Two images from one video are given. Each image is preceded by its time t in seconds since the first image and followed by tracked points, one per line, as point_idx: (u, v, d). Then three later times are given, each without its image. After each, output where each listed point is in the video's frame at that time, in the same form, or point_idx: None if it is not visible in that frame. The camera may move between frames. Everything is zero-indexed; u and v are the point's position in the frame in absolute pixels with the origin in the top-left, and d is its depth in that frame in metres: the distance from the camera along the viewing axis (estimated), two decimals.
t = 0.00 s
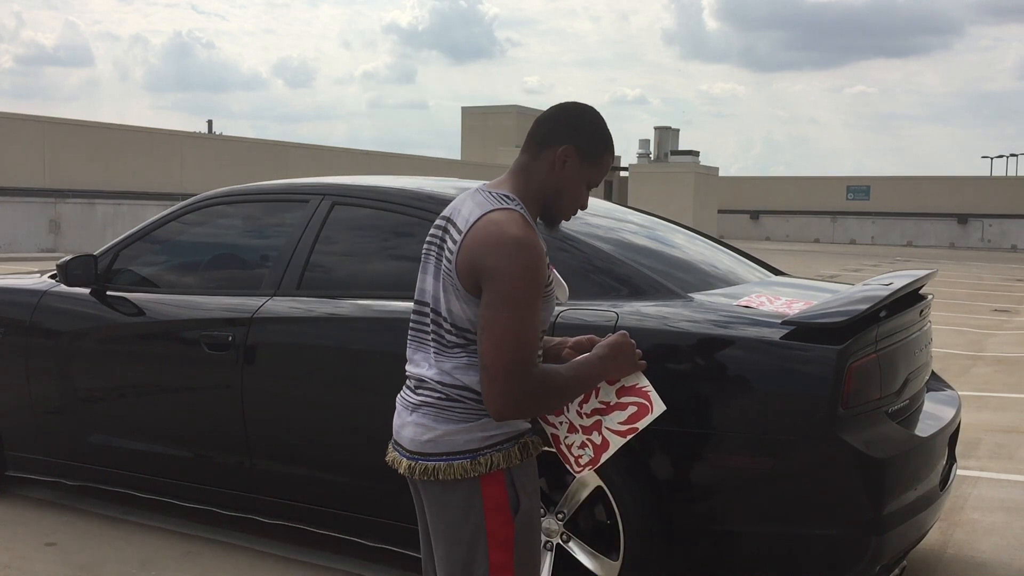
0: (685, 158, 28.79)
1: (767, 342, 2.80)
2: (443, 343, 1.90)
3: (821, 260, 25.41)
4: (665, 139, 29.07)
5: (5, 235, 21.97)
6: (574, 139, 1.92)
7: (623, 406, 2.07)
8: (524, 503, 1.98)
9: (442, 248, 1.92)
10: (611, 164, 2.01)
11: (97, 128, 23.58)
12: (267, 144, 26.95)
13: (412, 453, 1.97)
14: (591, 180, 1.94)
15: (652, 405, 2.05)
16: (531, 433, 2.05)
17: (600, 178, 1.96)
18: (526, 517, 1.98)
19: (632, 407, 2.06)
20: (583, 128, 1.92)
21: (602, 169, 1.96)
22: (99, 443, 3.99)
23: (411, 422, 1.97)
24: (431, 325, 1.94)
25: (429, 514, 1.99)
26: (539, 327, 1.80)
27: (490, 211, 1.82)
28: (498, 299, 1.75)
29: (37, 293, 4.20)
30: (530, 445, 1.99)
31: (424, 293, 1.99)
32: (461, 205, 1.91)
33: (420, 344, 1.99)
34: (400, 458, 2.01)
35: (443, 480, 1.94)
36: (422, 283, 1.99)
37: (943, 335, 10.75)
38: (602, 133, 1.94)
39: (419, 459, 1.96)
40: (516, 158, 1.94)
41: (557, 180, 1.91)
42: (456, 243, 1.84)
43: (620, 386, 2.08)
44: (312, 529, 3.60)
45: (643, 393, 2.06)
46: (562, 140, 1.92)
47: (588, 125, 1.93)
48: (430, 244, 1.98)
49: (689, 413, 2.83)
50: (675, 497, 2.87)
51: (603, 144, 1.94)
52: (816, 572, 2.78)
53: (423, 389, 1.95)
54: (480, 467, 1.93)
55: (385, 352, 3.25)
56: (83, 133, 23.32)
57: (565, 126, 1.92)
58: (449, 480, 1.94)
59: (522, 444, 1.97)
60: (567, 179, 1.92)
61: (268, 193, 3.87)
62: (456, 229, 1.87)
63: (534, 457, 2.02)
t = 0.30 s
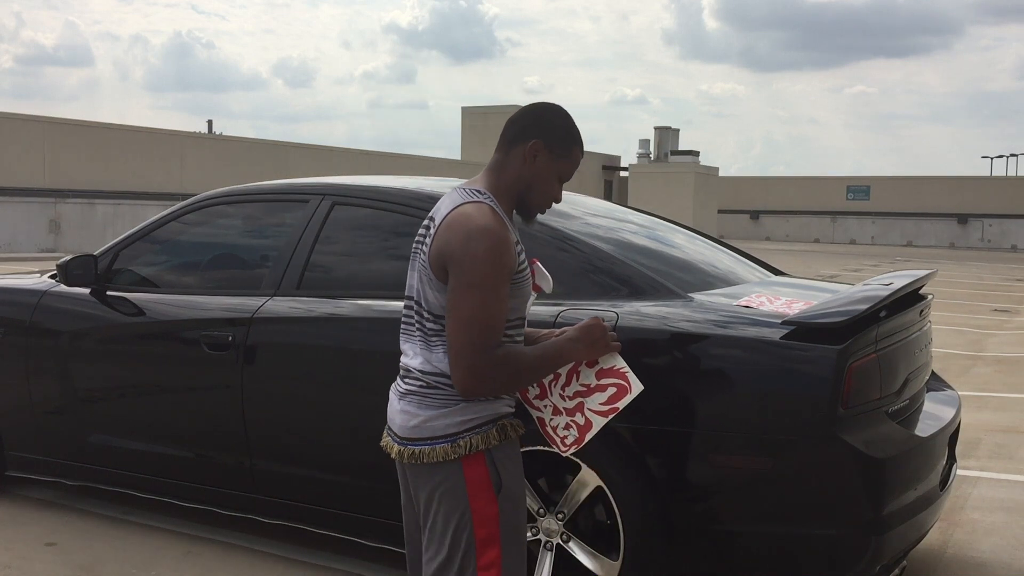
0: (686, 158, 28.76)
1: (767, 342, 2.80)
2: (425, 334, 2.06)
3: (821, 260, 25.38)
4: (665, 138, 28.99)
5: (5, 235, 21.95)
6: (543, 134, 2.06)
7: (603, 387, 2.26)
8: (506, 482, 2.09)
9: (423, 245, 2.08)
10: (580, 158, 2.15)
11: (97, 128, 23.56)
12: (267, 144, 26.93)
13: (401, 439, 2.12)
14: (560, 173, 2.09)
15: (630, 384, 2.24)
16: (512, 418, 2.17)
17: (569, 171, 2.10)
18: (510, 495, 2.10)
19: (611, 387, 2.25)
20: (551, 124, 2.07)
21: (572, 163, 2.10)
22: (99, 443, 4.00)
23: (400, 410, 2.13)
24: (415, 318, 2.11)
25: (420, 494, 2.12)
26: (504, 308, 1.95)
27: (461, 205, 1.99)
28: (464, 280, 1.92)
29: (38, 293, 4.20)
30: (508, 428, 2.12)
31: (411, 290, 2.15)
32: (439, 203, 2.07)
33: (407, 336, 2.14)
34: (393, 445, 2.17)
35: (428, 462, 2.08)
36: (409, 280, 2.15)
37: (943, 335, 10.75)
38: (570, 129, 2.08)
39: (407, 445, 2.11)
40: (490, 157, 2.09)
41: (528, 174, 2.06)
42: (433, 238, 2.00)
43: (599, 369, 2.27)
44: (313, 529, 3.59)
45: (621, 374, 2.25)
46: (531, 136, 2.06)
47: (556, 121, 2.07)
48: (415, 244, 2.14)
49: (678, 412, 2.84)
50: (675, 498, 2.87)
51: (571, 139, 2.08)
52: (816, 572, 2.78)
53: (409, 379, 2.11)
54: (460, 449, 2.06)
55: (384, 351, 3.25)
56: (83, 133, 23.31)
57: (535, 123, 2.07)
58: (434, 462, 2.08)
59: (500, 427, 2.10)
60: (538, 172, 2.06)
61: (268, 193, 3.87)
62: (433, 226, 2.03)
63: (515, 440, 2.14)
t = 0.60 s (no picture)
0: (686, 158, 28.77)
1: (767, 342, 2.80)
2: (423, 330, 2.07)
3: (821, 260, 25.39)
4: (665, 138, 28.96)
5: (5, 235, 21.95)
6: (530, 131, 2.06)
7: (601, 373, 2.27)
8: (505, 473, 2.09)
9: (416, 243, 2.08)
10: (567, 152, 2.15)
11: (97, 128, 23.56)
12: (267, 144, 26.93)
13: (402, 433, 2.12)
14: (549, 169, 2.09)
15: (627, 368, 2.26)
16: (510, 410, 2.17)
17: (558, 167, 2.10)
18: (509, 486, 2.10)
19: (609, 373, 2.27)
20: (537, 121, 2.07)
21: (560, 158, 2.10)
22: (99, 443, 3.99)
23: (400, 405, 2.13)
24: (411, 314, 2.11)
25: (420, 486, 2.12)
26: (502, 302, 1.96)
27: (453, 203, 1.99)
28: (461, 277, 1.92)
29: (38, 293, 4.20)
30: (506, 421, 2.12)
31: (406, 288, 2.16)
32: (431, 202, 2.08)
33: (405, 333, 2.15)
34: (394, 440, 2.17)
35: (428, 455, 2.08)
36: (404, 278, 2.16)
37: (942, 335, 10.75)
38: (556, 125, 2.09)
39: (408, 439, 2.11)
40: (479, 155, 2.09)
41: (518, 171, 2.06)
42: (427, 235, 2.00)
43: (595, 355, 2.27)
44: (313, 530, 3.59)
45: (618, 359, 2.26)
46: (519, 134, 2.06)
47: (542, 118, 2.07)
48: (409, 242, 2.14)
49: (676, 411, 2.84)
50: (675, 497, 2.87)
51: (557, 135, 2.08)
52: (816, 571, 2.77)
53: (408, 374, 2.12)
54: (459, 441, 2.06)
55: (384, 351, 3.25)
56: (83, 133, 23.31)
57: (521, 120, 2.07)
58: (433, 455, 2.08)
59: (499, 418, 2.10)
60: (528, 169, 2.06)
61: (268, 193, 3.87)
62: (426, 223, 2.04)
63: (513, 431, 2.14)
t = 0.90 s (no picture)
0: (686, 158, 28.76)
1: (767, 342, 2.80)
2: (422, 327, 2.07)
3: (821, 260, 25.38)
4: (665, 138, 28.95)
5: (5, 235, 21.95)
6: (528, 131, 2.06)
7: (604, 368, 2.27)
8: (507, 469, 2.09)
9: (416, 241, 2.09)
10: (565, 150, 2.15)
11: (97, 128, 23.56)
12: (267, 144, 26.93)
13: (402, 430, 2.13)
14: (547, 168, 2.09)
15: (631, 362, 2.26)
16: (509, 406, 2.17)
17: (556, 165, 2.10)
18: (510, 482, 2.09)
19: (613, 367, 2.27)
20: (535, 120, 2.07)
21: (558, 157, 2.10)
22: (99, 443, 4.00)
23: (400, 402, 2.14)
24: (411, 312, 2.11)
25: (421, 484, 2.13)
26: (502, 299, 1.95)
27: (452, 202, 1.99)
28: (460, 275, 1.92)
29: (38, 293, 4.20)
30: (506, 417, 2.11)
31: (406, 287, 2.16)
32: (430, 201, 2.08)
33: (405, 331, 2.15)
34: (394, 436, 2.17)
35: (428, 451, 2.09)
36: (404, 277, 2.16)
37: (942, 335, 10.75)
38: (554, 123, 2.08)
39: (408, 435, 2.12)
40: (477, 154, 2.09)
41: (516, 170, 2.06)
42: (426, 234, 2.01)
43: (598, 350, 2.28)
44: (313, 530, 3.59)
45: (621, 354, 2.27)
46: (517, 133, 2.06)
47: (540, 117, 2.07)
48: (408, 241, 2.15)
49: (675, 410, 2.85)
50: (675, 497, 2.87)
51: (555, 134, 2.08)
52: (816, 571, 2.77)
53: (408, 372, 2.12)
54: (459, 437, 2.06)
55: (384, 351, 3.25)
56: (83, 133, 23.31)
57: (519, 120, 2.06)
58: (434, 451, 2.08)
59: (499, 414, 2.10)
60: (526, 167, 2.06)
61: (268, 193, 3.87)
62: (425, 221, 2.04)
63: (512, 427, 2.14)
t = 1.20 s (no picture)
0: (686, 158, 28.76)
1: (767, 342, 2.80)
2: (421, 326, 2.07)
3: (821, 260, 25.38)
4: (665, 138, 28.95)
5: (5, 235, 21.95)
6: (527, 131, 2.06)
7: (602, 370, 2.27)
8: (505, 468, 2.09)
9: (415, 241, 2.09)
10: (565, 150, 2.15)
11: (97, 128, 23.56)
12: (267, 144, 26.93)
13: (399, 429, 2.13)
14: (546, 167, 2.09)
15: (629, 365, 2.26)
16: (507, 406, 2.17)
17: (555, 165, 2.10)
18: (509, 481, 2.09)
19: (612, 369, 2.27)
20: (534, 119, 2.07)
21: (558, 157, 2.10)
22: (98, 443, 3.99)
23: (397, 402, 2.14)
24: (409, 312, 2.12)
25: (420, 484, 2.12)
26: (500, 298, 1.95)
27: (450, 202, 1.99)
28: (458, 274, 1.92)
29: (38, 293, 4.20)
30: (503, 416, 2.11)
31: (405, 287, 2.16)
32: (429, 201, 2.09)
33: (403, 330, 2.15)
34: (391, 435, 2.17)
35: (425, 451, 2.09)
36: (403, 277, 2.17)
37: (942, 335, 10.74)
38: (553, 124, 2.09)
39: (404, 434, 2.12)
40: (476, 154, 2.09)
41: (514, 169, 2.06)
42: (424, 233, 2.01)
43: (596, 352, 2.28)
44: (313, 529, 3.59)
45: (620, 356, 2.27)
46: (516, 133, 2.06)
47: (539, 116, 2.07)
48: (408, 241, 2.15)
49: (675, 410, 2.85)
50: (675, 497, 2.88)
51: (555, 134, 2.08)
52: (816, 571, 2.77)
53: (406, 371, 2.12)
54: (455, 436, 2.06)
55: (384, 351, 3.25)
56: (83, 133, 23.31)
57: (518, 120, 2.07)
58: (430, 450, 2.08)
59: (495, 414, 2.10)
60: (525, 167, 2.06)
61: (268, 194, 3.87)
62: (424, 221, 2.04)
63: (510, 427, 2.14)
